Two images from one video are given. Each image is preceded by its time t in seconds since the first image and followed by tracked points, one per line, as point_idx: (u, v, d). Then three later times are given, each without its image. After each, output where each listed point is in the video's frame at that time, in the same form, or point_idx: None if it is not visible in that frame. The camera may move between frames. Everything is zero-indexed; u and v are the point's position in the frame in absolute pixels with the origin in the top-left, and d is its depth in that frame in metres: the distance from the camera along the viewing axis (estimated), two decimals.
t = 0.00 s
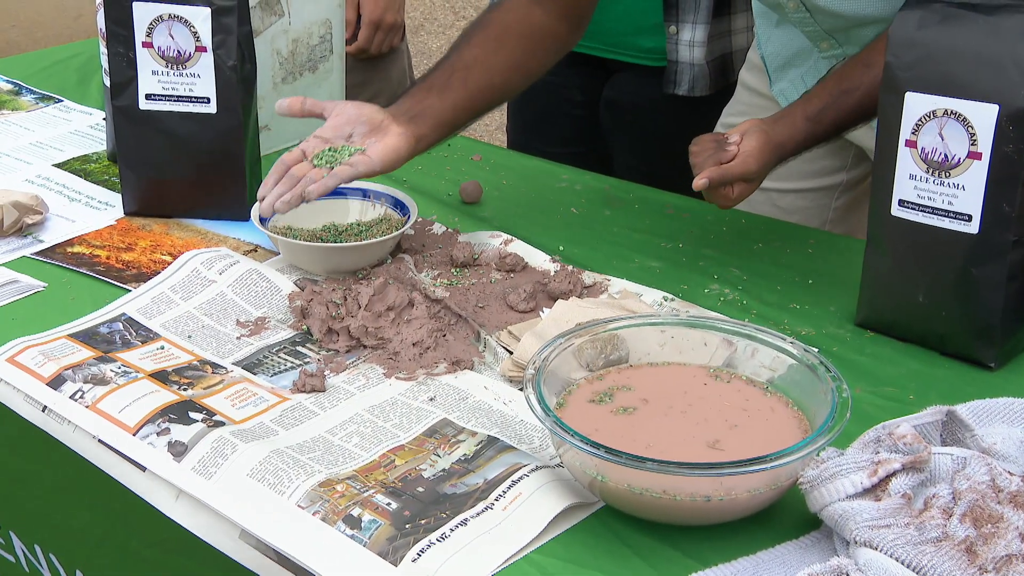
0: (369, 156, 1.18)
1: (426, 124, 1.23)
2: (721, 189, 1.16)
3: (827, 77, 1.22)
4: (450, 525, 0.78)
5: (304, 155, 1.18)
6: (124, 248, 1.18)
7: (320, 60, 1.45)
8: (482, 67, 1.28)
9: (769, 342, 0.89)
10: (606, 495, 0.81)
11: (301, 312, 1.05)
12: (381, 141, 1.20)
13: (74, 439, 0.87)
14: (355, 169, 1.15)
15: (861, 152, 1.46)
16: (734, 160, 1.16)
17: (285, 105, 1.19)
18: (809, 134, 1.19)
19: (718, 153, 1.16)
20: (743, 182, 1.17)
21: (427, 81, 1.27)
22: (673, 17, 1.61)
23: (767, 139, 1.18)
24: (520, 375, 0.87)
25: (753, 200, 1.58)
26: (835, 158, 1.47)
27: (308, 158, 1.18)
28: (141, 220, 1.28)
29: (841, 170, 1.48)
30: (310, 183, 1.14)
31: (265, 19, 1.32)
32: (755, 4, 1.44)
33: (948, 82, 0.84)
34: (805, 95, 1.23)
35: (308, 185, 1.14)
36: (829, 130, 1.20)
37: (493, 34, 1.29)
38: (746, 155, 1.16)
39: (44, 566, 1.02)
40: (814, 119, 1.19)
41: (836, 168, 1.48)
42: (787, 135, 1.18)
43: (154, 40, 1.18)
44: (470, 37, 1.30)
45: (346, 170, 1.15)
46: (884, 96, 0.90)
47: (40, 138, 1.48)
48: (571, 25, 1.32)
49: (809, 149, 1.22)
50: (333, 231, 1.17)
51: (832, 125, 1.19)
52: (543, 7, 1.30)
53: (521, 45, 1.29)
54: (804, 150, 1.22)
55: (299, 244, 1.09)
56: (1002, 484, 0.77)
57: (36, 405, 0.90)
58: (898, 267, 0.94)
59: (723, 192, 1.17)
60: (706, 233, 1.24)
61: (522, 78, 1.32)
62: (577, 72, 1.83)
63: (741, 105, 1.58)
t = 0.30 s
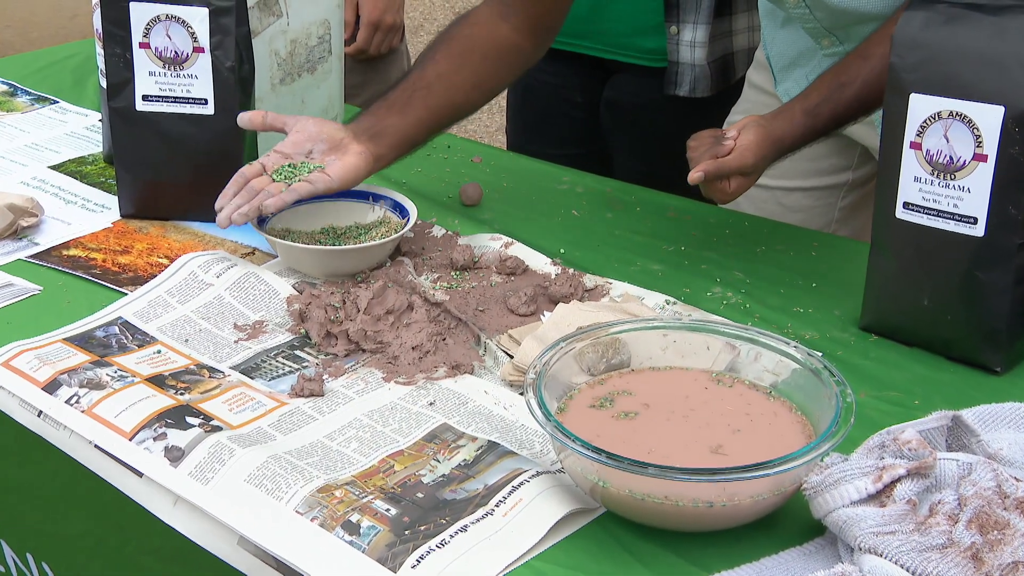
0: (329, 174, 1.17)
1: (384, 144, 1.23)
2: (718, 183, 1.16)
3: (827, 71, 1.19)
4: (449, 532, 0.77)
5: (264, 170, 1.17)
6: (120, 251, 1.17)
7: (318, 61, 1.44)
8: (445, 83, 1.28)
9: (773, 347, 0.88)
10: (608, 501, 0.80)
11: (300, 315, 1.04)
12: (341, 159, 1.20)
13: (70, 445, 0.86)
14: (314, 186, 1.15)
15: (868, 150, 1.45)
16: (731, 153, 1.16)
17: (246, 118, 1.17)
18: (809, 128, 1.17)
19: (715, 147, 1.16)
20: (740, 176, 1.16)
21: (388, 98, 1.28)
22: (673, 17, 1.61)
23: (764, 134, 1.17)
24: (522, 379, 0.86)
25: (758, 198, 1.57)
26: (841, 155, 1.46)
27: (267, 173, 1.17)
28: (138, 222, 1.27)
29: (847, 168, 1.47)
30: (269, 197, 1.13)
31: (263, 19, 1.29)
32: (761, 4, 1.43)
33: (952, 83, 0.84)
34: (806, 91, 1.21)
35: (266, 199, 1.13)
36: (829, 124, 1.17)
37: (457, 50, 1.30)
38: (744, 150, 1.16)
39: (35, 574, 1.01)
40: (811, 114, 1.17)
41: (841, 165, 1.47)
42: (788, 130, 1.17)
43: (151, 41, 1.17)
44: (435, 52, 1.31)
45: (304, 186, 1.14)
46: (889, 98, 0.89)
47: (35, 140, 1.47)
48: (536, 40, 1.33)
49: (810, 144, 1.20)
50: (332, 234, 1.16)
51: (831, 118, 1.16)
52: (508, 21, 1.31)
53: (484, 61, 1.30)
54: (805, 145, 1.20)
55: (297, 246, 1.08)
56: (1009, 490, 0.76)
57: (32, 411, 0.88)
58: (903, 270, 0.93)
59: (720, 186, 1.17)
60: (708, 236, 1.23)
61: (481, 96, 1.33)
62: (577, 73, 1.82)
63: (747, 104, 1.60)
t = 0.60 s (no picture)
0: (324, 179, 1.17)
1: (381, 147, 1.23)
2: (716, 185, 1.16)
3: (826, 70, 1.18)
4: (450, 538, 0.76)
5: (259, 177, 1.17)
6: (116, 255, 1.16)
7: (316, 61, 1.43)
8: (443, 86, 1.28)
9: (777, 351, 0.87)
10: (610, 508, 0.79)
11: (298, 319, 1.03)
12: (336, 164, 1.20)
13: (65, 450, 0.85)
14: (308, 192, 1.14)
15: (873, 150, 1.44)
16: (729, 155, 1.15)
17: (241, 125, 1.17)
18: (808, 128, 1.16)
19: (713, 148, 1.15)
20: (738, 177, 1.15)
21: (384, 102, 1.27)
22: (677, 17, 1.59)
23: (762, 134, 1.16)
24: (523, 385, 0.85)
25: (761, 196, 1.56)
26: (846, 154, 1.45)
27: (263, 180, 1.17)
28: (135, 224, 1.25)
29: (851, 167, 1.46)
30: (264, 204, 1.12)
31: (261, 19, 1.28)
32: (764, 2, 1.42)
33: (957, 84, 0.83)
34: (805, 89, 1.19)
35: (261, 206, 1.12)
36: (828, 125, 1.15)
37: (455, 52, 1.29)
38: (741, 150, 1.15)
39: None
40: (809, 114, 1.15)
41: (846, 164, 1.46)
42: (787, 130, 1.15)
43: (148, 41, 1.16)
44: (432, 54, 1.30)
45: (299, 192, 1.14)
46: (894, 99, 0.88)
47: (30, 141, 1.46)
48: (536, 40, 1.31)
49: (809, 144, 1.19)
50: (330, 236, 1.15)
51: (830, 119, 1.14)
52: (507, 22, 1.29)
53: (482, 63, 1.29)
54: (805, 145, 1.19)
55: (295, 250, 1.07)
56: (1016, 496, 0.75)
57: (26, 416, 0.87)
58: (908, 274, 0.92)
59: (718, 187, 1.16)
60: (711, 238, 1.22)
61: (481, 97, 1.32)
62: (577, 74, 1.81)
63: (753, 101, 1.60)
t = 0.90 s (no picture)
0: (332, 195, 1.13)
1: (382, 153, 1.20)
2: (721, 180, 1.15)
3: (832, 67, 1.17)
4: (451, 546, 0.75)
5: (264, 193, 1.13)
6: (114, 257, 1.15)
7: (315, 62, 1.42)
8: (439, 84, 1.25)
9: (783, 355, 0.86)
10: (614, 514, 0.78)
11: (297, 323, 1.01)
12: (342, 176, 1.16)
13: (60, 456, 0.84)
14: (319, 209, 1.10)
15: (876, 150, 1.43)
16: (735, 150, 1.14)
17: (239, 135, 1.14)
18: (815, 122, 1.15)
19: (718, 142, 1.15)
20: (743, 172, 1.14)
21: (380, 102, 1.23)
22: (683, 17, 1.58)
23: (769, 129, 1.15)
24: (526, 390, 0.83)
25: (762, 197, 1.54)
26: (849, 154, 1.44)
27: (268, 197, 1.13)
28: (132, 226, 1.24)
29: (854, 168, 1.45)
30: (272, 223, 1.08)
31: (260, 19, 1.28)
32: None
33: (967, 85, 0.81)
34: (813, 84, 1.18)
35: (271, 227, 1.08)
36: (835, 120, 1.14)
37: (449, 49, 1.26)
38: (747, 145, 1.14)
39: None
40: (816, 108, 1.14)
41: (849, 164, 1.45)
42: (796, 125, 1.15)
43: (144, 41, 1.15)
44: (423, 51, 1.26)
45: (308, 211, 1.09)
46: (901, 100, 0.87)
47: (26, 142, 1.45)
48: (528, 28, 1.29)
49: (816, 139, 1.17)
50: (329, 238, 1.14)
51: (837, 113, 1.13)
52: (499, 13, 1.27)
53: (476, 57, 1.26)
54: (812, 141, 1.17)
55: (296, 253, 1.05)
56: None
57: (21, 420, 0.86)
58: (916, 277, 0.91)
59: (723, 182, 1.15)
60: (715, 241, 1.21)
61: (473, 93, 1.29)
62: (579, 74, 1.79)
63: (754, 101, 1.59)
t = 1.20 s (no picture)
0: (349, 184, 1.11)
1: (394, 141, 1.18)
2: (736, 177, 1.13)
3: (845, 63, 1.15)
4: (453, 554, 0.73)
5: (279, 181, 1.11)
6: (109, 259, 1.13)
7: (315, 60, 1.40)
8: (442, 68, 1.21)
9: (793, 360, 0.84)
10: (620, 523, 0.76)
11: (297, 326, 0.99)
12: (358, 165, 1.14)
13: (55, 462, 0.82)
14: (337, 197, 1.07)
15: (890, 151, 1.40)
16: (749, 145, 1.12)
17: (249, 119, 1.11)
18: (831, 116, 1.12)
19: (733, 137, 1.13)
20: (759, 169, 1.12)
21: (386, 87, 1.19)
22: (692, 14, 1.58)
23: (785, 123, 1.12)
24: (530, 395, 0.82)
25: (772, 198, 1.53)
26: (862, 155, 1.42)
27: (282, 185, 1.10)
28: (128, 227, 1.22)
29: (868, 169, 1.43)
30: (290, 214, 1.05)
31: (258, 17, 1.27)
32: None
33: (982, 84, 0.80)
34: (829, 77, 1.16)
35: (288, 215, 1.04)
36: (852, 114, 1.12)
37: (449, 31, 1.22)
38: (763, 140, 1.12)
39: None
40: (832, 102, 1.12)
41: (863, 165, 1.43)
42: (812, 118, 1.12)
43: (141, 39, 1.13)
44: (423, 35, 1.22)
45: (325, 199, 1.07)
46: (914, 99, 0.85)
47: (20, 142, 1.43)
48: (520, 14, 1.26)
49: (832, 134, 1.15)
50: (331, 240, 1.12)
51: (853, 106, 1.11)
52: None
53: (476, 39, 1.23)
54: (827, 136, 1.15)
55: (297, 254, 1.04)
56: None
57: (14, 426, 0.84)
58: (930, 281, 0.89)
59: (738, 178, 1.13)
60: (724, 243, 1.19)
61: (475, 76, 1.26)
62: (582, 72, 1.77)
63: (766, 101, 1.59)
